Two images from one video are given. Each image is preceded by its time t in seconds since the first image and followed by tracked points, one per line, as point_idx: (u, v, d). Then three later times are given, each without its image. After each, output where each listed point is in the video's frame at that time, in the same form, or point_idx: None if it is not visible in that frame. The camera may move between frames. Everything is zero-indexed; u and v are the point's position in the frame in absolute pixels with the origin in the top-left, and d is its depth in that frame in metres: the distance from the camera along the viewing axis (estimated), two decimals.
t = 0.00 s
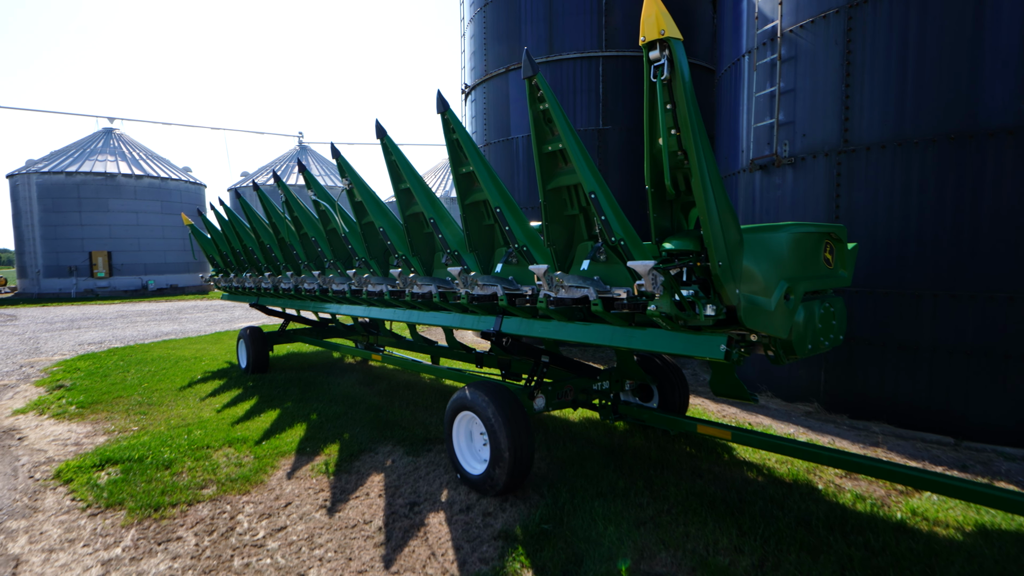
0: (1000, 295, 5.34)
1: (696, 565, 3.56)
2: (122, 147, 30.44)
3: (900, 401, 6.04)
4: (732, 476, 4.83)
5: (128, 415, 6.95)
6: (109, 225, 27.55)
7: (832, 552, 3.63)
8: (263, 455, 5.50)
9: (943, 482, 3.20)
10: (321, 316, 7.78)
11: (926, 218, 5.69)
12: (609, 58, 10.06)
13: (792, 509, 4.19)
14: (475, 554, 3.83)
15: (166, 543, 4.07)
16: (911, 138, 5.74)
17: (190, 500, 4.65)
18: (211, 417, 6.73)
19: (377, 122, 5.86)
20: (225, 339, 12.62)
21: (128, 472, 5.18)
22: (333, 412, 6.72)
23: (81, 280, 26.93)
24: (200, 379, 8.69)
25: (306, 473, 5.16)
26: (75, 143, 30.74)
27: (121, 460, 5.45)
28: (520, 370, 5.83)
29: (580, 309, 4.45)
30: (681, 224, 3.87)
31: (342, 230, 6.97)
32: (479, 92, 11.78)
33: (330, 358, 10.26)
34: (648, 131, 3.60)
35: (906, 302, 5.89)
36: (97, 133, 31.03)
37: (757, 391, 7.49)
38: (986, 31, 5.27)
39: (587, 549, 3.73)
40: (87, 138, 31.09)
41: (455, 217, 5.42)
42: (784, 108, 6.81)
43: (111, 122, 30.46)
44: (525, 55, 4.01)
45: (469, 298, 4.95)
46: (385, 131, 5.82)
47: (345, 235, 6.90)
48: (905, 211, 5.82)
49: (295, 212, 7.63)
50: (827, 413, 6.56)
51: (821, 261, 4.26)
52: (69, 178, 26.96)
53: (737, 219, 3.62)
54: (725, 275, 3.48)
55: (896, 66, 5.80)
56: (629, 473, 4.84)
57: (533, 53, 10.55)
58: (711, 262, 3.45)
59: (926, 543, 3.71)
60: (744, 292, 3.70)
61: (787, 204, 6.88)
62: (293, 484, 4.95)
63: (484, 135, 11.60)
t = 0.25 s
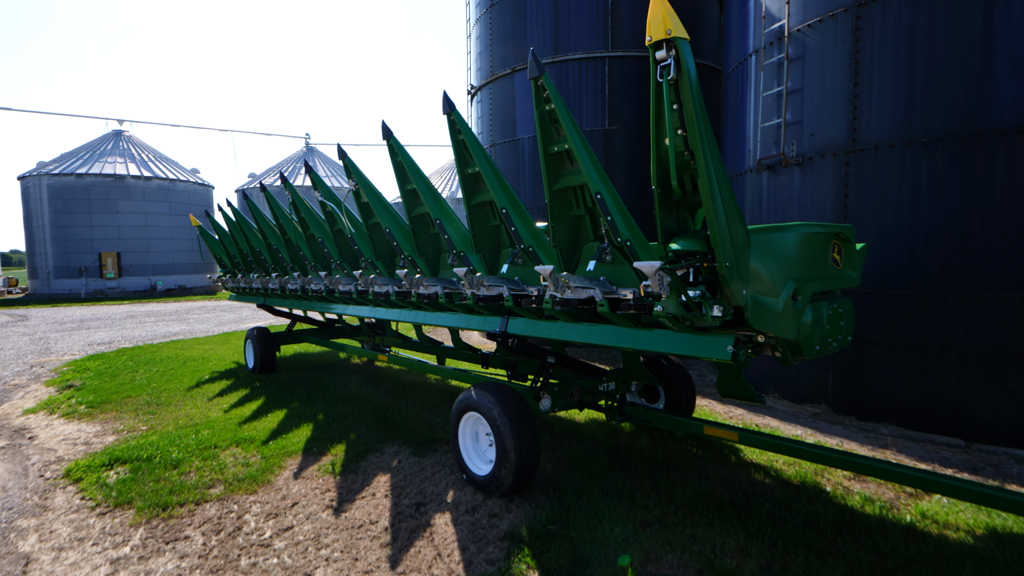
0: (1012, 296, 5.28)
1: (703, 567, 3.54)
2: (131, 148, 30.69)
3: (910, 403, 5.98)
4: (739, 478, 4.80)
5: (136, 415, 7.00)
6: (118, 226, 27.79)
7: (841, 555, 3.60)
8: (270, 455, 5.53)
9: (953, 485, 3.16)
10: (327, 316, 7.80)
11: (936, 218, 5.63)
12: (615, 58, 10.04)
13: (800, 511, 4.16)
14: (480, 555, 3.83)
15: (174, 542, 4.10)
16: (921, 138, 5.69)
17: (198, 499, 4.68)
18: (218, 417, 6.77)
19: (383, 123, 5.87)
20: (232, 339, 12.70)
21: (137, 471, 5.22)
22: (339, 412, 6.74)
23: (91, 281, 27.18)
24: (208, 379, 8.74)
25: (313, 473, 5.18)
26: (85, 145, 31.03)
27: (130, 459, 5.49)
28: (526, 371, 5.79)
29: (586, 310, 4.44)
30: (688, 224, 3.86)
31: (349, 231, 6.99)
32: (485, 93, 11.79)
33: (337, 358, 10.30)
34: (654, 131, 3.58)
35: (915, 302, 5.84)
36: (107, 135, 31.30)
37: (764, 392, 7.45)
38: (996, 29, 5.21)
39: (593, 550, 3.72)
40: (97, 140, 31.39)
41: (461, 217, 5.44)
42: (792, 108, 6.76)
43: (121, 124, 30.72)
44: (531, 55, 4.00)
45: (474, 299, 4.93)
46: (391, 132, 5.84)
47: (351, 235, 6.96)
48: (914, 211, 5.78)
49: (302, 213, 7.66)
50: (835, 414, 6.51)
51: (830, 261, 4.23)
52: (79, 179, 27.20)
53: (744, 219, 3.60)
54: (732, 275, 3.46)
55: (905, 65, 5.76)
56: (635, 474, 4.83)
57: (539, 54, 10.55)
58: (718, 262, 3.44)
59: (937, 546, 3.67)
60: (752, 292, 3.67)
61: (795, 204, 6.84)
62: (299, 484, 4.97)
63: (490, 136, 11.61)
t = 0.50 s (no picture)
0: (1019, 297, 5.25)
1: (707, 569, 3.53)
2: (138, 151, 30.89)
3: (916, 405, 5.95)
4: (744, 480, 4.79)
5: (143, 416, 7.04)
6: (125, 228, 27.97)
7: (846, 557, 3.58)
8: (275, 456, 5.56)
9: (959, 487, 3.15)
10: (332, 318, 7.83)
11: (942, 219, 5.61)
12: (619, 59, 10.05)
13: (805, 513, 4.15)
14: (484, 556, 3.83)
15: (180, 542, 4.12)
16: (927, 138, 5.66)
17: (204, 500, 4.71)
18: (224, 418, 6.81)
19: (387, 126, 5.89)
20: (238, 340, 12.76)
21: (143, 472, 5.26)
22: (344, 414, 6.76)
23: (98, 282, 27.37)
24: (213, 380, 8.79)
25: (317, 474, 5.20)
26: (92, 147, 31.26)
27: (136, 460, 5.53)
28: (530, 372, 5.82)
29: (589, 311, 4.44)
30: (692, 226, 3.86)
31: (353, 233, 7.02)
32: (489, 95, 11.81)
33: (341, 360, 10.34)
34: (658, 132, 3.58)
35: (922, 304, 5.81)
36: (113, 138, 31.52)
37: (769, 394, 7.42)
38: (1003, 29, 5.18)
39: (597, 552, 3.72)
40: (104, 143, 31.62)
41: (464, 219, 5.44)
42: (797, 108, 6.75)
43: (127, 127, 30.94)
44: (535, 57, 4.01)
45: (478, 301, 4.96)
46: (395, 135, 5.86)
47: (356, 237, 6.96)
48: (920, 211, 5.75)
49: (307, 215, 7.70)
50: (841, 416, 6.48)
51: (835, 262, 4.22)
52: (86, 182, 27.40)
53: (748, 221, 3.60)
54: (736, 277, 3.46)
55: (911, 65, 5.73)
56: (639, 476, 4.82)
57: (543, 55, 10.56)
58: (722, 264, 3.43)
59: (943, 549, 3.65)
60: (756, 294, 3.67)
61: (800, 205, 6.82)
62: (304, 484, 4.99)
63: (494, 137, 11.63)
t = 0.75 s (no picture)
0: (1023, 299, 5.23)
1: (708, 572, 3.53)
2: (142, 153, 31.07)
3: (919, 407, 5.93)
4: (746, 482, 4.78)
5: (147, 417, 7.08)
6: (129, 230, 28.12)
7: (847, 560, 3.58)
8: (278, 457, 5.58)
9: (961, 490, 3.14)
10: (334, 320, 7.85)
11: (946, 221, 5.59)
12: (621, 61, 10.06)
13: (807, 516, 4.14)
14: (485, 558, 3.84)
15: (183, 543, 4.14)
16: (930, 139, 5.65)
17: (207, 501, 4.73)
18: (227, 419, 6.84)
19: (389, 129, 5.91)
20: (241, 342, 12.81)
21: (147, 473, 5.28)
22: (346, 415, 6.78)
23: (103, 284, 27.51)
24: (217, 382, 8.82)
25: (320, 476, 5.22)
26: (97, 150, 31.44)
27: (140, 461, 5.56)
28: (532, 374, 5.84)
29: (591, 314, 4.44)
30: (693, 228, 3.86)
31: (355, 235, 7.04)
32: (492, 97, 11.84)
33: (344, 362, 10.36)
34: (658, 136, 3.59)
35: (925, 306, 5.80)
36: (118, 140, 31.70)
37: (772, 396, 7.41)
38: (1006, 30, 5.17)
39: (598, 554, 3.72)
40: (109, 145, 31.81)
41: (466, 221, 5.46)
42: (799, 110, 6.74)
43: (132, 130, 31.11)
44: (536, 61, 4.02)
45: (480, 303, 4.98)
46: (397, 137, 5.88)
47: (358, 240, 6.98)
48: (923, 213, 5.73)
49: (310, 218, 7.73)
50: (844, 418, 6.46)
51: (837, 265, 4.22)
52: (91, 184, 27.56)
53: (749, 224, 3.60)
54: (737, 279, 3.46)
55: (913, 66, 5.72)
56: (641, 478, 4.83)
57: (545, 58, 10.58)
58: (723, 266, 3.44)
59: (945, 552, 3.63)
60: (757, 296, 3.67)
61: (802, 207, 6.81)
62: (307, 486, 5.01)
63: (496, 140, 11.66)
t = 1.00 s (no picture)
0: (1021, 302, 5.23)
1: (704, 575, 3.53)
2: (144, 155, 31.18)
3: (918, 410, 5.93)
4: (743, 485, 4.79)
5: (147, 419, 7.11)
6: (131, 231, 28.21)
7: (844, 564, 3.58)
8: (277, 460, 5.60)
9: (957, 493, 3.14)
10: (334, 322, 7.88)
11: (945, 224, 5.59)
12: (621, 64, 10.08)
13: (804, 519, 4.14)
14: (482, 561, 3.85)
15: (182, 545, 4.16)
16: (929, 142, 5.65)
17: (206, 503, 4.75)
18: (227, 421, 6.86)
19: (388, 132, 5.94)
20: (242, 344, 12.84)
21: (147, 475, 5.31)
22: (346, 417, 6.80)
23: (104, 286, 27.58)
24: (217, 383, 8.85)
25: (318, 478, 5.23)
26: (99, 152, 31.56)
27: (140, 463, 5.59)
28: (531, 377, 5.87)
29: (588, 317, 4.45)
30: (689, 232, 3.87)
31: (354, 238, 7.07)
32: (491, 100, 11.87)
33: (344, 364, 10.39)
34: (654, 140, 3.61)
35: (923, 309, 5.80)
36: (120, 143, 31.82)
37: (770, 399, 7.41)
38: (1004, 33, 5.18)
39: (595, 557, 3.73)
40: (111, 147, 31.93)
41: (465, 225, 5.48)
42: (798, 113, 6.75)
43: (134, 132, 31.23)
44: (533, 65, 4.04)
45: (478, 306, 5.03)
46: (396, 141, 5.90)
47: (357, 243, 7.01)
48: (922, 216, 5.73)
49: (309, 220, 7.77)
50: (842, 421, 6.46)
51: (834, 268, 4.22)
52: (93, 186, 27.67)
53: (745, 227, 3.61)
54: (733, 283, 3.47)
55: (912, 69, 5.73)
56: (638, 481, 4.83)
57: (545, 60, 10.61)
58: (718, 270, 3.45)
59: (942, 556, 3.63)
60: (753, 300, 3.68)
61: (801, 210, 6.81)
62: (305, 488, 5.03)
63: (496, 142, 11.69)
